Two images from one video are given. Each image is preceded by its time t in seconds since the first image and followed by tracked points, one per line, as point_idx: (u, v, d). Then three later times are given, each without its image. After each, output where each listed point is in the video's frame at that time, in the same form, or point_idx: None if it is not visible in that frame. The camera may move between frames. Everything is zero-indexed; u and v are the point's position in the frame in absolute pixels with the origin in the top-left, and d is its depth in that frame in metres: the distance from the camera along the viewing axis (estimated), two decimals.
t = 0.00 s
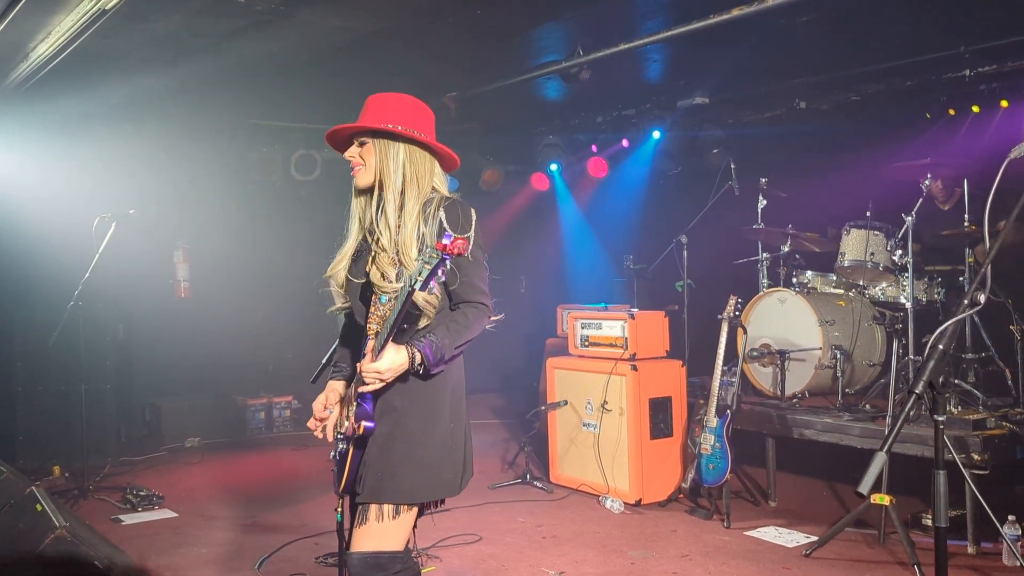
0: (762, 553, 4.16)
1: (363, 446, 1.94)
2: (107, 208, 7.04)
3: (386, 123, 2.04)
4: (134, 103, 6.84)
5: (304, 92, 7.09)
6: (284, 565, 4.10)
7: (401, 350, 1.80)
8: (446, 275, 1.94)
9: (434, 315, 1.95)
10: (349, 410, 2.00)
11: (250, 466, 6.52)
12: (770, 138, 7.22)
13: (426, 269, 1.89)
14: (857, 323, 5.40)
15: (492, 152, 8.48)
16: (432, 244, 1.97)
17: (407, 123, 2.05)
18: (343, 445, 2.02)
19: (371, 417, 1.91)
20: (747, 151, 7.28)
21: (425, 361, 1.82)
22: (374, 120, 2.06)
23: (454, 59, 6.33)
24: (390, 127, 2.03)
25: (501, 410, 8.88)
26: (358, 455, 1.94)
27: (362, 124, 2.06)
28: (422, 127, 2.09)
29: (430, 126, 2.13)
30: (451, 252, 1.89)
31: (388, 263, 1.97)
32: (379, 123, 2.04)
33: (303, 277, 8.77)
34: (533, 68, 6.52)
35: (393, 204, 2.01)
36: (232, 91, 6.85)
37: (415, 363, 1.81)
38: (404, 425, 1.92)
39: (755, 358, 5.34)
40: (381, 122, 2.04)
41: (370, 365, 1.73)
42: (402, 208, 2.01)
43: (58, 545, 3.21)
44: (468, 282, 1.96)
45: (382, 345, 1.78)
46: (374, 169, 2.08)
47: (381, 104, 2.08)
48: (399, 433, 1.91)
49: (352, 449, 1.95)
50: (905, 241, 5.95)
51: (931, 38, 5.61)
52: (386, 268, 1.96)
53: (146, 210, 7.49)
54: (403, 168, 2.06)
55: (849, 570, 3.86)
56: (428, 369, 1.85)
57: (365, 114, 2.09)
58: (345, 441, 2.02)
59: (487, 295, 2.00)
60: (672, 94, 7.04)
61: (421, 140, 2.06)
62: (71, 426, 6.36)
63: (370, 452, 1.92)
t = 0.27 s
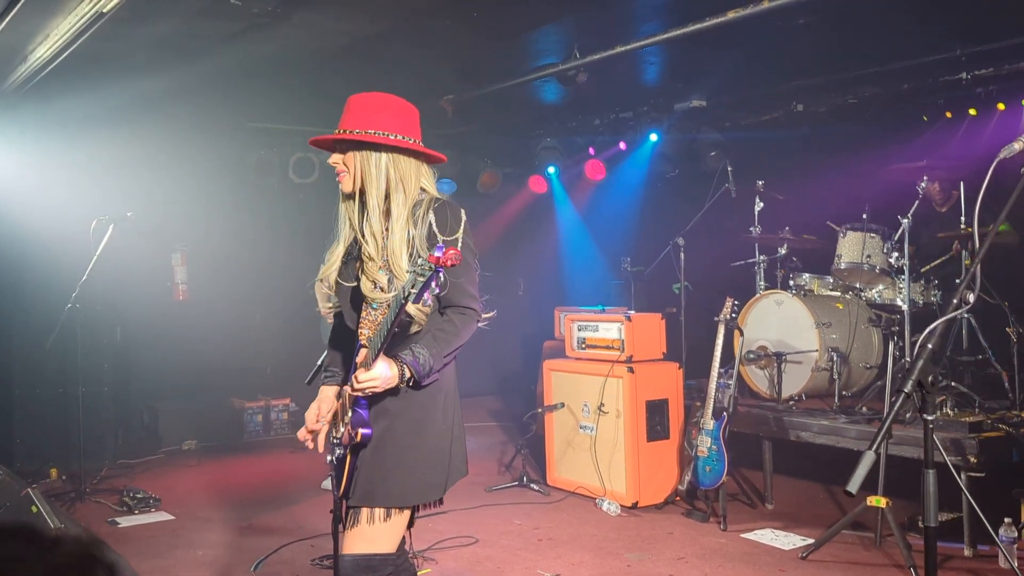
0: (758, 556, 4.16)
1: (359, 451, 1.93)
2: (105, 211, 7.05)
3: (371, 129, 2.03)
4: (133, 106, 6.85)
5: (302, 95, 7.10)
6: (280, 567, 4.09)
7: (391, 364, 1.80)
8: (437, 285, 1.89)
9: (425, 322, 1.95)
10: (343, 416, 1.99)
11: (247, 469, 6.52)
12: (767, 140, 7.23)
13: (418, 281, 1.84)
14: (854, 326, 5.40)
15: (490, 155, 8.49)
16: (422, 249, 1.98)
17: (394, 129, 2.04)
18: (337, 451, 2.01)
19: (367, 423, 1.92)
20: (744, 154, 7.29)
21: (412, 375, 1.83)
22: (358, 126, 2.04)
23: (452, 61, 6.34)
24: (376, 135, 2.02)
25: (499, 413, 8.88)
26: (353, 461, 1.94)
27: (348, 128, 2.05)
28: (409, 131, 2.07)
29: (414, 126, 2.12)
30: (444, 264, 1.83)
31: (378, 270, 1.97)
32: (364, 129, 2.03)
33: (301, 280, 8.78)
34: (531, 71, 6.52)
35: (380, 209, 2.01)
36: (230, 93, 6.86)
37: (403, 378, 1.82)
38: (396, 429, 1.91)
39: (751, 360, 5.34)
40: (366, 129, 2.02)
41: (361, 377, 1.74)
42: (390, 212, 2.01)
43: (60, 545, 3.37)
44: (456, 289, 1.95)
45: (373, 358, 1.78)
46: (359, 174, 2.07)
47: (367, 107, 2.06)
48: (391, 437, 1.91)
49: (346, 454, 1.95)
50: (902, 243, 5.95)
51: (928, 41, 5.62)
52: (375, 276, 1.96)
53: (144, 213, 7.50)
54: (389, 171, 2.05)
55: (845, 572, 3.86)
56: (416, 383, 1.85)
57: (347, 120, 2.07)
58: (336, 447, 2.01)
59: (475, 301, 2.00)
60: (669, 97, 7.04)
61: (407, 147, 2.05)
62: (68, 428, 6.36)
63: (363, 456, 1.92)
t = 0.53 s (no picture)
0: (757, 562, 4.15)
1: (350, 458, 1.93)
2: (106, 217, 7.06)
3: (373, 130, 2.04)
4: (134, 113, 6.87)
5: (302, 102, 7.13)
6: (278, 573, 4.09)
7: (383, 367, 1.80)
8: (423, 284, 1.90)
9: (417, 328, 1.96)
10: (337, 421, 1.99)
11: (246, 475, 6.52)
12: (766, 146, 7.25)
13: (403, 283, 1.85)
14: (853, 331, 5.40)
15: (490, 162, 8.51)
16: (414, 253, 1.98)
17: (395, 133, 2.05)
18: (331, 457, 2.00)
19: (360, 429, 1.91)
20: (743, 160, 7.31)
21: (404, 381, 1.83)
22: (361, 125, 2.06)
23: (452, 68, 6.36)
24: (379, 137, 2.04)
25: (498, 419, 8.88)
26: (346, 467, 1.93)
27: (351, 127, 2.06)
28: (410, 136, 2.09)
29: (417, 133, 2.13)
30: (430, 264, 1.84)
31: (370, 271, 1.98)
32: (367, 129, 2.04)
33: (300, 286, 8.79)
34: (531, 77, 6.54)
35: (375, 212, 2.02)
36: (231, 100, 6.88)
37: (395, 383, 1.82)
38: (388, 436, 1.91)
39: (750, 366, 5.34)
40: (370, 130, 2.04)
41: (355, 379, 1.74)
42: (385, 215, 2.02)
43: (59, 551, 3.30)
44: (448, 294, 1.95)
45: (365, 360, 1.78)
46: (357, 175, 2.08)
47: (373, 107, 2.08)
48: (383, 444, 1.91)
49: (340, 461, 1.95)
50: (901, 250, 5.96)
51: (927, 47, 5.63)
52: (367, 277, 1.97)
53: (145, 219, 7.52)
54: (386, 175, 2.06)
55: None
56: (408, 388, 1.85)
57: (352, 117, 2.08)
58: (332, 453, 2.00)
59: (467, 306, 2.00)
60: (669, 104, 7.06)
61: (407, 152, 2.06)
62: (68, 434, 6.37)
63: (355, 463, 1.92)
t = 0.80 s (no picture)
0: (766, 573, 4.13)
1: (355, 468, 1.93)
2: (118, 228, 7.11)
3: (382, 143, 2.04)
4: (147, 122, 6.93)
5: (313, 113, 7.16)
6: None
7: (387, 378, 1.80)
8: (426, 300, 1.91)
9: (424, 339, 1.98)
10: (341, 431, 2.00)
11: (256, 485, 6.53)
12: (776, 155, 7.26)
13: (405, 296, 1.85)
14: (863, 342, 5.37)
15: (501, 172, 8.53)
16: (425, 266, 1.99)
17: (403, 146, 2.05)
18: (334, 466, 2.01)
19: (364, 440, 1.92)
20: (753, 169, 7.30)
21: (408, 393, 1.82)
22: (370, 139, 2.06)
23: (461, 79, 6.38)
24: (389, 150, 2.03)
25: (508, 429, 8.87)
26: (349, 475, 1.95)
27: (360, 140, 2.06)
28: (420, 147, 2.09)
29: (425, 144, 2.13)
30: (432, 277, 1.84)
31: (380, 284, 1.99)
32: (377, 143, 2.04)
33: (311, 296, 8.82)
34: (540, 87, 6.55)
35: (388, 225, 2.02)
36: (243, 111, 6.93)
37: (399, 396, 1.82)
38: (392, 446, 1.92)
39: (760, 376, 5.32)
40: (380, 143, 2.04)
41: (357, 390, 1.73)
42: (398, 227, 2.02)
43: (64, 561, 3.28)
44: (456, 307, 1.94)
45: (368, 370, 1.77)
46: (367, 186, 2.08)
47: (382, 121, 2.08)
48: (387, 454, 1.91)
49: (345, 471, 1.96)
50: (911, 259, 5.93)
51: (936, 56, 5.62)
52: (376, 290, 1.98)
53: (156, 230, 7.56)
54: (399, 187, 2.06)
55: None
56: (412, 400, 1.85)
57: (361, 132, 2.08)
58: (337, 463, 2.01)
59: (474, 320, 1.99)
60: (678, 114, 7.06)
61: (418, 163, 2.05)
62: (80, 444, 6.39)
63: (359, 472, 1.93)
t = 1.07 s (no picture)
0: None
1: (381, 476, 1.95)
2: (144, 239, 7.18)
3: (412, 153, 2.07)
4: (173, 134, 7.01)
5: (336, 125, 7.21)
6: None
7: (413, 391, 1.83)
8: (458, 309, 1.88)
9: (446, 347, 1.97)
10: (367, 439, 2.03)
11: (280, 495, 6.56)
12: (800, 164, 7.23)
13: (439, 302, 1.84)
14: (890, 352, 5.32)
15: (524, 183, 8.55)
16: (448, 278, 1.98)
17: (433, 156, 2.08)
18: (361, 475, 2.03)
19: (391, 447, 1.94)
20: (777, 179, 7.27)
21: (433, 405, 1.84)
22: (401, 149, 2.09)
23: (484, 90, 6.41)
24: (418, 159, 2.06)
25: (532, 440, 8.86)
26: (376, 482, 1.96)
27: (391, 148, 2.09)
28: (449, 159, 2.11)
29: (455, 158, 2.15)
30: (466, 284, 1.83)
31: (405, 294, 2.00)
32: (407, 152, 2.07)
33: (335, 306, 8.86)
34: (562, 98, 6.57)
35: (412, 234, 2.02)
36: (268, 123, 6.99)
37: (425, 408, 1.84)
38: (417, 454, 1.93)
39: (784, 387, 5.28)
40: (410, 153, 2.07)
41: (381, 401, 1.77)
42: (423, 237, 2.02)
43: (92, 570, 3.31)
44: (479, 318, 1.95)
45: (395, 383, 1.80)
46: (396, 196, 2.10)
47: (415, 131, 2.11)
48: (412, 462, 1.93)
49: (370, 479, 1.99)
50: (937, 268, 5.87)
51: (962, 64, 5.58)
52: (403, 300, 2.00)
53: (182, 242, 7.63)
54: (425, 198, 2.07)
55: None
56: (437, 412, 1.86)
57: (394, 141, 2.11)
58: (364, 470, 2.03)
59: (496, 331, 2.00)
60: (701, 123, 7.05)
61: (447, 174, 2.07)
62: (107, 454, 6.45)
63: (385, 479, 1.95)
